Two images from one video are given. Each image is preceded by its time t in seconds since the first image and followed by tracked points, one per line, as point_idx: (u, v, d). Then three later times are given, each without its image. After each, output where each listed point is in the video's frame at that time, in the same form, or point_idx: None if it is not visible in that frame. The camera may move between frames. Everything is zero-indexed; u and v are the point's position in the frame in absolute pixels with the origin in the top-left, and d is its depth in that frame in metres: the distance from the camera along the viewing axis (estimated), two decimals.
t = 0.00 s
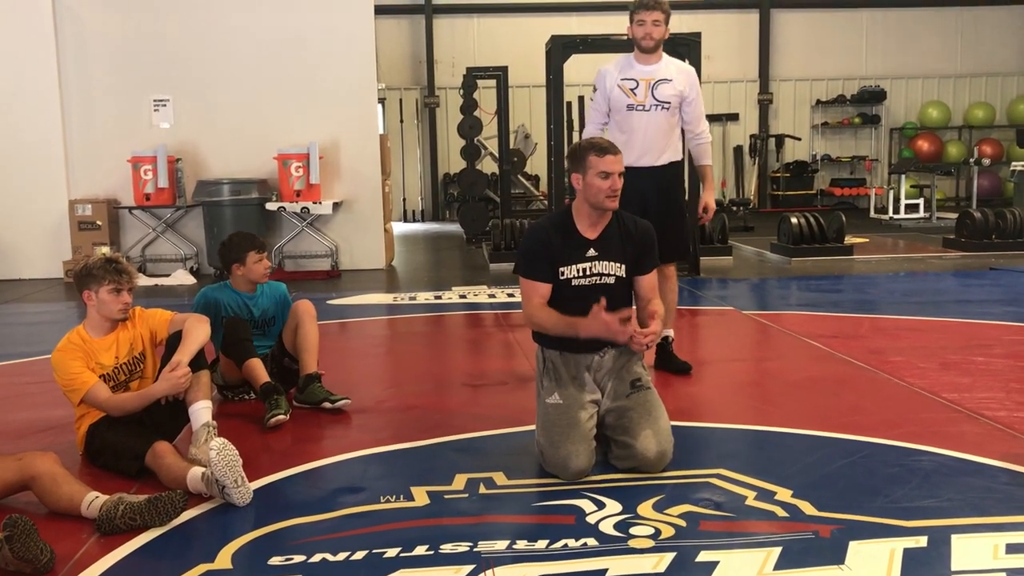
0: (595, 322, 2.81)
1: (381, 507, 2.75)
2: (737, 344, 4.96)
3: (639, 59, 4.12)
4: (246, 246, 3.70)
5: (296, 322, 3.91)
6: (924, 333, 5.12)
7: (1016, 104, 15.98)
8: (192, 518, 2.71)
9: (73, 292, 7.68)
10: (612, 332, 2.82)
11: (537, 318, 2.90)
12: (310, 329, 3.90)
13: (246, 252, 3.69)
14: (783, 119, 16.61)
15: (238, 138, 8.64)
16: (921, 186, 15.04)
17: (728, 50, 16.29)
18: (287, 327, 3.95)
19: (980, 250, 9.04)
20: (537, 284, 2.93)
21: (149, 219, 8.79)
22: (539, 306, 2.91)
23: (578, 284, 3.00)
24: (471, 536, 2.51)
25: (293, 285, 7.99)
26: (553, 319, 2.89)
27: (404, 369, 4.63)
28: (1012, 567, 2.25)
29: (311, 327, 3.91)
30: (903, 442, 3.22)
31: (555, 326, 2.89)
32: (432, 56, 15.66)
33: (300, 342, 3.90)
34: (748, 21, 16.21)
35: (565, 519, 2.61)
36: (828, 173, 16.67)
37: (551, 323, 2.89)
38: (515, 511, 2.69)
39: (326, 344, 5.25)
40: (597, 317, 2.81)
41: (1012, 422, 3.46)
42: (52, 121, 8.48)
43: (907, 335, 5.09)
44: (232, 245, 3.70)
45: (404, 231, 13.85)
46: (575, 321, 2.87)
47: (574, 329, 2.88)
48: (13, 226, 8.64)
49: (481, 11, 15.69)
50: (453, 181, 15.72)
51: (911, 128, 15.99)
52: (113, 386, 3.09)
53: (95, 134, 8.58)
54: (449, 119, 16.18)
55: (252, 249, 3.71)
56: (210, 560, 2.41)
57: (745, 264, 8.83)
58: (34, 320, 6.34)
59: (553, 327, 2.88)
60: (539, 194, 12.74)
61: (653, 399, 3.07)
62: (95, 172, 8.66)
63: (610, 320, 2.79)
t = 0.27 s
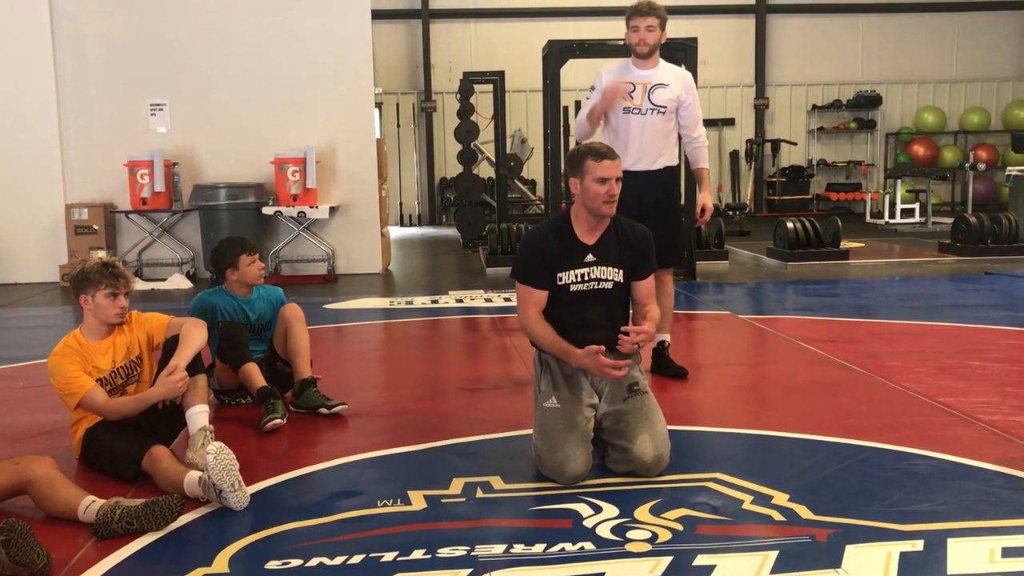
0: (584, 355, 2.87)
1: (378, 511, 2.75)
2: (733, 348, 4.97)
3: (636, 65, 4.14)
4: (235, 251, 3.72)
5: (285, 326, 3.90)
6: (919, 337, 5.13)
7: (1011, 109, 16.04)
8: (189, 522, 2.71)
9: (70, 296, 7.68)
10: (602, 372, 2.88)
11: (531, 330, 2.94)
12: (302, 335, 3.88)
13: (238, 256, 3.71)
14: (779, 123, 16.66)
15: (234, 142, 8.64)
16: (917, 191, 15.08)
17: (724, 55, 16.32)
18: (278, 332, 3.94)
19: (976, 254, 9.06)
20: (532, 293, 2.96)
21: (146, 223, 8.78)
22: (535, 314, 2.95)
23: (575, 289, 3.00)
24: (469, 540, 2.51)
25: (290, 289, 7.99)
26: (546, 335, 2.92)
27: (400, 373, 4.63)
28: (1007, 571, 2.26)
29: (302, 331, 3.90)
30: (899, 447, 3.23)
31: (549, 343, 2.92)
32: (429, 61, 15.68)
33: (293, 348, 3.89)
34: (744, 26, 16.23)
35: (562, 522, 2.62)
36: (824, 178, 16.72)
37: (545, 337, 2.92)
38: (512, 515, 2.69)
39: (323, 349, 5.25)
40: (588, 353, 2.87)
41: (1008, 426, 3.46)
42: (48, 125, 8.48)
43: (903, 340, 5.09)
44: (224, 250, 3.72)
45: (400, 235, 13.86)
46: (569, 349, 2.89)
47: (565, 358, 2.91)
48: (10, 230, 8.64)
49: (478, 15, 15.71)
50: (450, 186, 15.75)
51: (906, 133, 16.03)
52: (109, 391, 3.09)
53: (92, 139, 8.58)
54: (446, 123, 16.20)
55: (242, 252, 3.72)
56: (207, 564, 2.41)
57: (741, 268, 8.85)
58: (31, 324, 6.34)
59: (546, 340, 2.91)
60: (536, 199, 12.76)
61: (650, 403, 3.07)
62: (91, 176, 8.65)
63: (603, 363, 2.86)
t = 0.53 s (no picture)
0: (581, 357, 2.88)
1: (374, 516, 2.75)
2: (728, 352, 4.98)
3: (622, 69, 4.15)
4: (222, 256, 3.73)
5: (273, 332, 3.89)
6: (914, 342, 5.14)
7: (1005, 113, 16.10)
8: (184, 527, 2.71)
9: (66, 301, 7.68)
10: (600, 372, 2.89)
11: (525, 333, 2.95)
12: (288, 339, 3.88)
13: (224, 261, 3.73)
14: (774, 128, 16.70)
15: (230, 148, 8.64)
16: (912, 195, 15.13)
17: (720, 60, 16.35)
18: (266, 338, 3.94)
19: (970, 258, 9.09)
20: (527, 296, 2.95)
21: (141, 229, 8.79)
22: (526, 316, 2.95)
23: (571, 293, 3.02)
24: (464, 544, 2.52)
25: (286, 295, 7.99)
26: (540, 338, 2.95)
27: (395, 378, 4.63)
28: (1002, 574, 2.27)
29: (290, 337, 3.89)
30: (894, 450, 3.24)
31: (543, 346, 2.95)
32: (425, 66, 15.69)
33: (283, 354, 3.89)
34: (739, 31, 16.26)
35: (557, 527, 2.62)
36: (819, 183, 16.77)
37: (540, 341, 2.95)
38: (508, 519, 2.70)
39: (319, 354, 5.25)
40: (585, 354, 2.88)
41: (1003, 430, 3.47)
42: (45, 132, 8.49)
43: (898, 344, 5.11)
44: (209, 256, 3.74)
45: (396, 241, 13.87)
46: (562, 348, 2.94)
47: (562, 357, 2.93)
48: (5, 236, 8.64)
49: (473, 20, 15.72)
50: (446, 191, 15.77)
51: (901, 138, 16.09)
52: (105, 396, 3.09)
53: (87, 145, 8.58)
54: (441, 129, 16.22)
55: (228, 257, 3.74)
56: (203, 569, 2.41)
57: (737, 273, 8.87)
58: (26, 330, 6.33)
59: (543, 345, 2.95)
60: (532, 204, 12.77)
61: (646, 408, 3.07)
62: (86, 182, 8.65)
63: (602, 363, 2.85)
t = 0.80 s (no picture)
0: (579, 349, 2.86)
1: (370, 521, 2.75)
2: (726, 356, 4.98)
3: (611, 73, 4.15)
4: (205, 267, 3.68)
5: (266, 337, 3.87)
6: (911, 345, 5.15)
7: (1000, 116, 16.14)
8: (180, 532, 2.71)
9: (62, 307, 7.67)
10: (600, 359, 2.88)
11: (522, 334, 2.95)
12: (281, 343, 3.88)
13: (206, 273, 3.67)
14: (770, 132, 16.73)
15: (226, 153, 8.64)
16: (908, 199, 15.16)
17: (715, 64, 16.38)
18: (258, 344, 3.92)
19: (966, 261, 9.10)
20: (521, 299, 2.96)
21: (138, 234, 8.78)
22: (520, 319, 2.96)
23: (566, 298, 3.02)
24: (461, 549, 2.52)
25: (282, 300, 7.99)
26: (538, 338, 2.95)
27: (392, 383, 4.63)
28: None
29: (284, 342, 3.89)
30: (890, 454, 3.24)
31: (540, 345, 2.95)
32: (421, 71, 15.71)
33: (276, 359, 3.88)
34: (735, 35, 16.28)
35: (554, 531, 2.62)
36: (815, 187, 16.80)
37: (535, 340, 2.95)
38: (505, 524, 2.69)
39: (315, 359, 5.25)
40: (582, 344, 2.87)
41: (999, 433, 3.47)
42: (41, 138, 8.49)
43: (894, 347, 5.11)
44: (191, 269, 3.69)
45: (393, 245, 13.88)
46: (560, 343, 2.92)
47: (559, 351, 2.92)
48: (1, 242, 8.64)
49: (469, 25, 15.74)
50: (442, 195, 15.78)
51: (897, 141, 16.12)
52: (101, 402, 3.08)
53: (83, 151, 8.58)
54: (438, 133, 16.23)
55: (212, 268, 3.69)
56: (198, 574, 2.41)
57: (733, 276, 8.87)
58: (22, 336, 6.32)
59: (538, 343, 2.94)
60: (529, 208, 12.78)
61: (642, 412, 3.08)
62: (82, 188, 8.65)
63: (599, 350, 2.84)
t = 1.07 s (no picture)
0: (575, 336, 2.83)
1: (368, 525, 2.75)
2: (723, 359, 4.99)
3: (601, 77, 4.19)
4: (198, 273, 3.67)
5: (260, 343, 3.88)
6: (907, 347, 5.16)
7: (995, 118, 16.18)
8: (178, 537, 2.71)
9: (59, 313, 7.67)
10: (595, 343, 2.84)
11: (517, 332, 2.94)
12: (275, 346, 3.87)
13: (199, 278, 3.66)
14: (767, 135, 16.76)
15: (223, 158, 8.64)
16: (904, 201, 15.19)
17: (712, 68, 16.40)
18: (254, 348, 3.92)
19: (963, 263, 9.11)
20: (517, 298, 2.97)
21: (135, 239, 8.77)
22: (516, 319, 2.96)
23: (563, 300, 3.02)
24: (458, 553, 2.52)
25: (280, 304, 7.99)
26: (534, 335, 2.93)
27: (390, 387, 4.63)
28: None
29: (279, 346, 3.89)
30: (887, 455, 3.25)
31: (536, 341, 2.92)
32: (417, 76, 15.72)
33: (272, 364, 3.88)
34: (731, 38, 16.30)
35: (551, 535, 2.62)
36: (812, 189, 16.82)
37: (529, 335, 2.93)
38: (502, 528, 2.70)
39: (313, 363, 5.25)
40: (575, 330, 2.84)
41: (995, 435, 3.48)
42: (38, 144, 8.51)
43: (891, 349, 5.12)
44: (184, 275, 3.67)
45: (391, 249, 13.89)
46: (557, 335, 2.88)
47: (554, 341, 2.89)
48: None
49: (466, 29, 15.76)
50: (440, 199, 15.79)
51: (893, 143, 16.15)
52: (98, 408, 3.08)
53: (80, 156, 8.59)
54: (435, 137, 16.25)
55: (206, 272, 3.67)
56: None
57: (730, 279, 8.89)
58: (19, 342, 6.32)
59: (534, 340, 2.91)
60: (526, 212, 12.79)
61: (640, 414, 3.08)
62: (79, 194, 8.65)
63: (592, 331, 2.80)
